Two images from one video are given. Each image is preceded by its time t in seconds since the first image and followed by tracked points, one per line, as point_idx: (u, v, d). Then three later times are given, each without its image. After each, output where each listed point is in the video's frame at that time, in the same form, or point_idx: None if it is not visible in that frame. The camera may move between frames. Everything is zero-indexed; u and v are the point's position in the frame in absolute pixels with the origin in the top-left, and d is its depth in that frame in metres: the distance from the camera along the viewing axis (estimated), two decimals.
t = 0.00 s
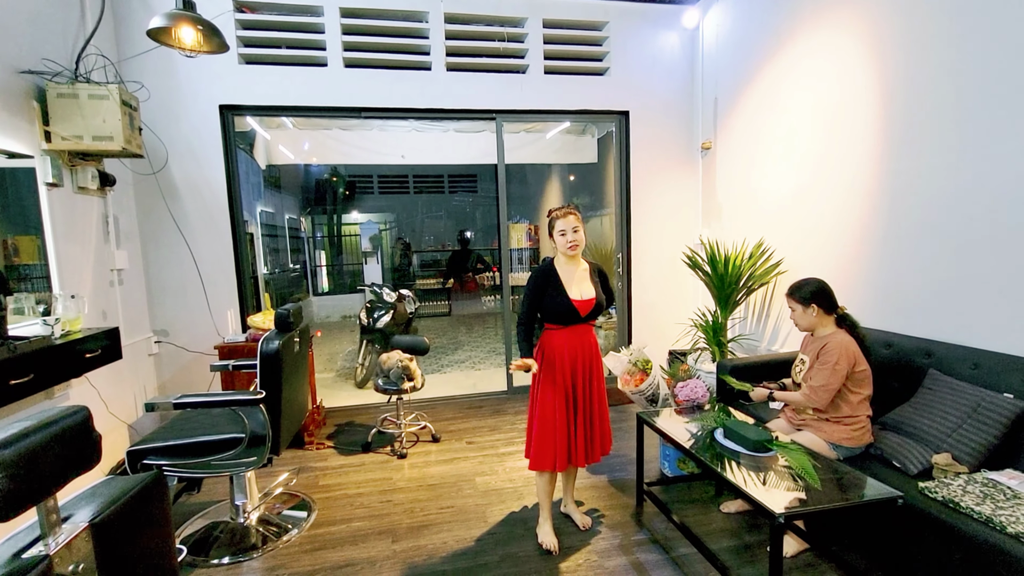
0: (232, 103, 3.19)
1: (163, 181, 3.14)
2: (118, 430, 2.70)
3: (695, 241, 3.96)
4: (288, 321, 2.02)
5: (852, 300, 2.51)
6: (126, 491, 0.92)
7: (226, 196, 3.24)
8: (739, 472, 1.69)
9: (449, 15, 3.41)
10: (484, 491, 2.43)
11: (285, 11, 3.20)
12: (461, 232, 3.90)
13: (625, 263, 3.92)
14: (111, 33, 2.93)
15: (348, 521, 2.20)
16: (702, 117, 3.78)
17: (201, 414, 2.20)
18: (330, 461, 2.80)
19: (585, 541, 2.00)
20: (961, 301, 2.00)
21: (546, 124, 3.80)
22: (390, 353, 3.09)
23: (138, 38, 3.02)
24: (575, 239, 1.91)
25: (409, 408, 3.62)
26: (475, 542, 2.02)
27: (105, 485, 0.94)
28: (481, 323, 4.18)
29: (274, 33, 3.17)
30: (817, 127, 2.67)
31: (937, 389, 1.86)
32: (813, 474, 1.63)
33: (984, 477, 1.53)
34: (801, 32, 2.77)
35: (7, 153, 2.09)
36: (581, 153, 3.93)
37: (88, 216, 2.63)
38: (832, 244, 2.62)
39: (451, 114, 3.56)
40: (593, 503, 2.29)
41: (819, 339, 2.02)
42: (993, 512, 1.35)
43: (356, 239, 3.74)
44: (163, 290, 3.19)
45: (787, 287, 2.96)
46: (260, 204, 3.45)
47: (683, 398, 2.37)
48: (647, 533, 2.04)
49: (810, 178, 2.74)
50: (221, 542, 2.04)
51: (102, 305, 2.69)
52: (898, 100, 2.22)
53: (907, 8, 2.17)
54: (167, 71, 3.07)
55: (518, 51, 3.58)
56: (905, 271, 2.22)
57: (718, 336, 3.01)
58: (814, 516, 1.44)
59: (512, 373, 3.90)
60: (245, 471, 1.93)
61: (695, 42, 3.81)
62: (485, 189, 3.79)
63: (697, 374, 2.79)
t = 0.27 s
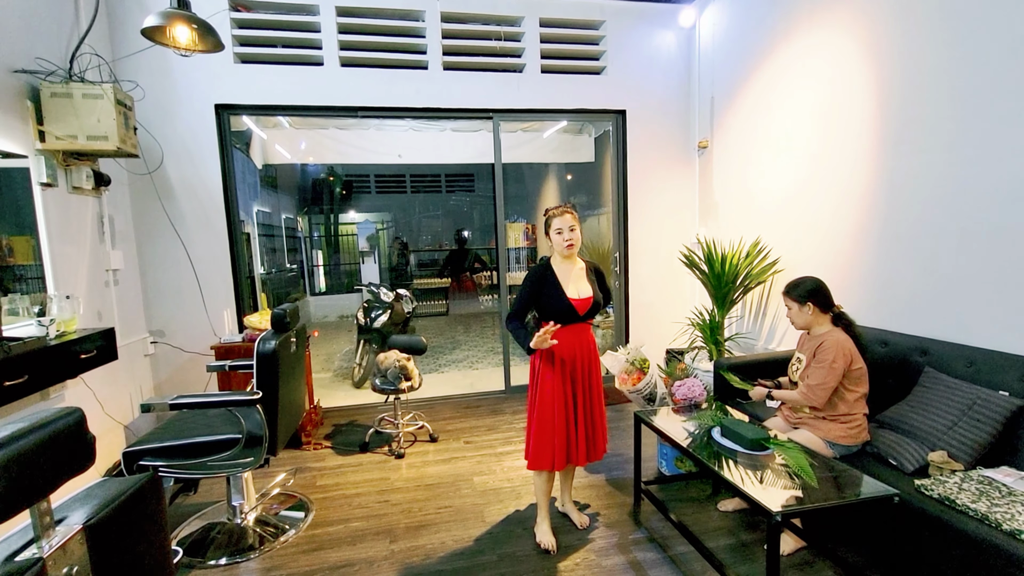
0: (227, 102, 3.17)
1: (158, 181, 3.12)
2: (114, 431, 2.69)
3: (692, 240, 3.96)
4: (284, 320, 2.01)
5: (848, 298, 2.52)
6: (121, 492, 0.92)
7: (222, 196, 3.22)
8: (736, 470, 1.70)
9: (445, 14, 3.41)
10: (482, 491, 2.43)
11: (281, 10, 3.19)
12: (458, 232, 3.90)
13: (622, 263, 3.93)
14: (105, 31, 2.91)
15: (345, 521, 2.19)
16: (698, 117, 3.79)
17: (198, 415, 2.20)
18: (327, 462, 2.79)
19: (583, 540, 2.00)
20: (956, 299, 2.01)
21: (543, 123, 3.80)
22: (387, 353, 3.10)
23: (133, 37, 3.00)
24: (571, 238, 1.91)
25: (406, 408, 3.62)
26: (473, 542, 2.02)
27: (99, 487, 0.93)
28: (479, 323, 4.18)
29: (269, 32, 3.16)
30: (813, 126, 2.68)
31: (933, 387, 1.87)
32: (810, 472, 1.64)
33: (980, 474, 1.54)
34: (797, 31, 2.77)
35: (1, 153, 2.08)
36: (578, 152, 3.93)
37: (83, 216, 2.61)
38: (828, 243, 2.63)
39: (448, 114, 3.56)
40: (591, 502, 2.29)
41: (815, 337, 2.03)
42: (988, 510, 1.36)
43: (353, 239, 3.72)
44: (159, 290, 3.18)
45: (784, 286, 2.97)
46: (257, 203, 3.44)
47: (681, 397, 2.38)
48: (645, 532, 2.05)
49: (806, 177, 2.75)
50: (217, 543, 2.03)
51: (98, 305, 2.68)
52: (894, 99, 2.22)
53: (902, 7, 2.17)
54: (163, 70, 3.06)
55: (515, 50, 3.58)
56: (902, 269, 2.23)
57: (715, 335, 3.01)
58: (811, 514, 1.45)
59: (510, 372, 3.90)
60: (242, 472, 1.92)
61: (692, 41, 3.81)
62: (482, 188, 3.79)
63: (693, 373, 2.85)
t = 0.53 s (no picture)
0: (225, 102, 3.17)
1: (156, 181, 3.12)
2: (112, 432, 2.69)
3: (690, 240, 3.97)
4: (282, 320, 2.01)
5: (846, 297, 2.53)
6: (120, 492, 0.92)
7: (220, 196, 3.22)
8: (734, 469, 1.70)
9: (443, 14, 3.41)
10: (481, 490, 2.43)
11: (278, 9, 3.18)
12: (456, 231, 3.90)
13: (621, 262, 3.94)
14: (102, 31, 2.90)
15: (344, 521, 2.19)
16: (696, 116, 3.79)
17: (196, 415, 2.20)
18: (326, 462, 2.79)
19: (582, 539, 2.00)
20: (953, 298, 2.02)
21: (542, 123, 3.80)
22: (386, 353, 3.10)
23: (130, 37, 2.99)
24: (569, 238, 1.91)
25: (405, 408, 3.62)
26: (472, 541, 2.02)
27: (98, 487, 0.93)
28: (477, 322, 4.17)
29: (266, 31, 3.15)
30: (810, 125, 2.69)
31: (930, 385, 1.88)
32: (808, 470, 1.65)
33: (977, 472, 1.54)
34: (794, 31, 2.78)
35: None
36: (576, 151, 3.93)
37: (80, 216, 2.60)
38: (826, 242, 2.64)
39: (445, 113, 3.56)
40: (590, 501, 2.29)
41: (813, 336, 2.03)
42: (985, 507, 1.37)
43: (351, 238, 3.73)
44: (157, 291, 3.17)
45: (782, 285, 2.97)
46: (254, 203, 3.43)
47: (679, 396, 2.38)
48: (644, 531, 2.05)
49: (804, 176, 2.76)
50: (216, 543, 2.03)
51: (95, 306, 2.68)
52: (891, 99, 2.23)
53: (899, 7, 2.18)
54: (160, 70, 3.05)
55: (513, 49, 3.58)
56: (899, 268, 2.24)
57: (713, 334, 3.02)
58: (808, 512, 1.45)
59: (509, 372, 3.90)
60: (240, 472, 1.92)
61: (690, 40, 3.82)
62: (480, 188, 3.79)
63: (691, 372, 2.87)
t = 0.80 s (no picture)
0: (223, 102, 3.17)
1: (155, 182, 3.12)
2: (111, 432, 2.68)
3: (688, 239, 3.98)
4: (282, 321, 2.02)
5: (843, 296, 2.54)
6: (120, 492, 0.92)
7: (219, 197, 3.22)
8: (732, 468, 1.71)
9: (441, 14, 3.41)
10: (480, 489, 2.43)
11: (277, 10, 3.18)
12: (455, 231, 3.90)
13: (619, 262, 3.95)
14: (100, 31, 2.90)
15: (344, 521, 2.20)
16: (694, 116, 3.80)
17: (195, 415, 2.20)
18: (325, 462, 2.79)
19: (581, 538, 2.01)
20: (949, 297, 2.03)
21: (540, 123, 3.81)
22: (385, 353, 3.08)
23: (128, 37, 2.99)
24: (567, 239, 1.92)
25: (404, 408, 3.62)
26: (472, 540, 2.03)
27: (99, 487, 0.93)
28: (476, 322, 4.18)
29: (265, 31, 3.15)
30: (808, 125, 2.70)
31: (927, 384, 1.89)
32: (805, 469, 1.65)
33: (973, 470, 1.55)
34: (791, 31, 2.79)
35: None
36: (574, 151, 3.94)
37: (78, 216, 2.60)
38: (824, 241, 2.65)
39: (444, 114, 3.56)
40: (589, 501, 2.30)
41: (811, 334, 2.04)
42: (981, 505, 1.38)
43: (350, 239, 3.74)
44: (156, 291, 3.17)
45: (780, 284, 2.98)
46: (253, 204, 3.43)
47: (677, 395, 2.39)
48: (643, 530, 2.06)
49: (801, 176, 2.77)
50: (216, 544, 2.03)
51: (94, 307, 2.67)
52: (888, 99, 2.24)
53: (896, 7, 2.19)
54: (158, 70, 3.05)
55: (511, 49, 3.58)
56: (896, 267, 2.25)
57: (711, 333, 3.04)
58: (806, 510, 1.46)
59: (508, 372, 3.91)
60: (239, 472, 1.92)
61: (688, 40, 3.83)
62: (479, 188, 3.79)
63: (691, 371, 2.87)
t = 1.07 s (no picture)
0: (222, 102, 3.16)
1: (154, 181, 3.11)
2: (111, 432, 2.68)
3: (688, 238, 3.98)
4: (281, 320, 2.02)
5: (843, 295, 2.54)
6: (121, 491, 0.92)
7: (218, 196, 3.22)
8: (732, 467, 1.71)
9: (440, 13, 3.40)
10: (480, 488, 2.44)
11: (276, 9, 3.18)
12: (454, 230, 3.90)
13: (619, 261, 3.95)
14: (98, 31, 2.89)
15: (343, 520, 2.20)
16: (694, 115, 3.80)
17: (195, 415, 2.19)
18: (325, 461, 2.79)
19: (581, 536, 2.01)
20: (949, 295, 2.03)
21: (539, 122, 3.81)
22: (384, 353, 3.07)
23: (127, 37, 2.99)
24: (565, 238, 1.92)
25: (404, 407, 3.62)
26: (472, 539, 2.03)
27: (100, 486, 0.93)
28: (475, 321, 4.18)
29: (263, 30, 3.15)
30: (807, 124, 2.70)
31: (926, 382, 1.89)
32: (805, 467, 1.65)
33: (973, 468, 1.56)
34: (790, 30, 2.79)
35: None
36: (574, 150, 3.94)
37: (77, 216, 2.59)
38: (823, 240, 2.65)
39: (443, 113, 3.56)
40: (589, 499, 2.30)
41: (812, 333, 2.04)
42: (980, 503, 1.38)
43: (349, 238, 3.75)
44: (156, 290, 3.17)
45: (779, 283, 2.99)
46: (252, 203, 3.43)
47: (677, 394, 2.39)
48: (643, 528, 2.06)
49: (800, 175, 2.77)
50: (216, 543, 2.03)
51: (93, 306, 2.67)
52: (888, 98, 2.24)
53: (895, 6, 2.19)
54: (157, 69, 3.05)
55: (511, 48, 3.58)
56: (895, 266, 2.25)
57: (711, 332, 3.04)
58: (806, 508, 1.46)
59: (507, 371, 3.91)
60: (239, 472, 1.92)
61: (687, 39, 3.83)
62: (478, 187, 3.79)
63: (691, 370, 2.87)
